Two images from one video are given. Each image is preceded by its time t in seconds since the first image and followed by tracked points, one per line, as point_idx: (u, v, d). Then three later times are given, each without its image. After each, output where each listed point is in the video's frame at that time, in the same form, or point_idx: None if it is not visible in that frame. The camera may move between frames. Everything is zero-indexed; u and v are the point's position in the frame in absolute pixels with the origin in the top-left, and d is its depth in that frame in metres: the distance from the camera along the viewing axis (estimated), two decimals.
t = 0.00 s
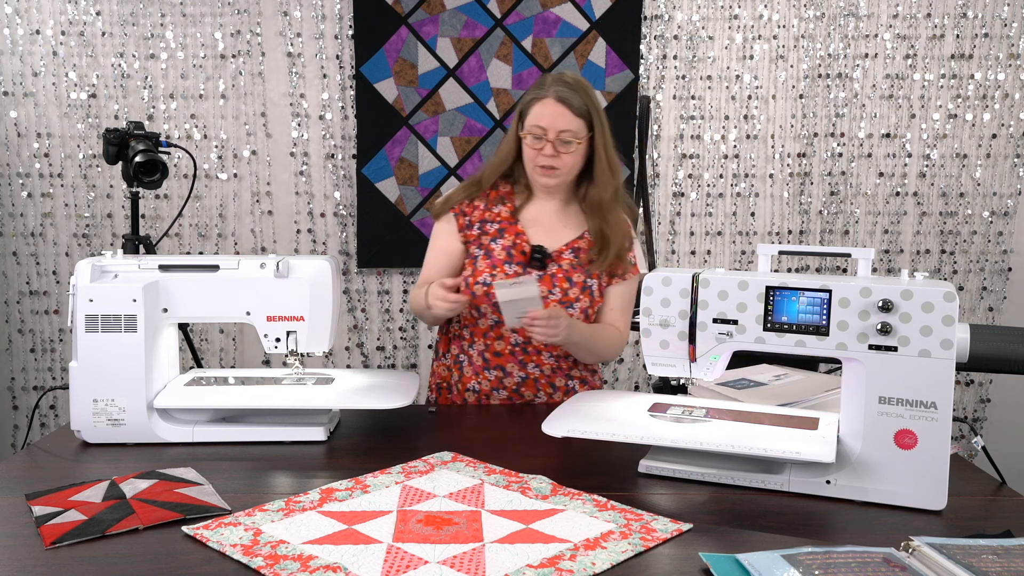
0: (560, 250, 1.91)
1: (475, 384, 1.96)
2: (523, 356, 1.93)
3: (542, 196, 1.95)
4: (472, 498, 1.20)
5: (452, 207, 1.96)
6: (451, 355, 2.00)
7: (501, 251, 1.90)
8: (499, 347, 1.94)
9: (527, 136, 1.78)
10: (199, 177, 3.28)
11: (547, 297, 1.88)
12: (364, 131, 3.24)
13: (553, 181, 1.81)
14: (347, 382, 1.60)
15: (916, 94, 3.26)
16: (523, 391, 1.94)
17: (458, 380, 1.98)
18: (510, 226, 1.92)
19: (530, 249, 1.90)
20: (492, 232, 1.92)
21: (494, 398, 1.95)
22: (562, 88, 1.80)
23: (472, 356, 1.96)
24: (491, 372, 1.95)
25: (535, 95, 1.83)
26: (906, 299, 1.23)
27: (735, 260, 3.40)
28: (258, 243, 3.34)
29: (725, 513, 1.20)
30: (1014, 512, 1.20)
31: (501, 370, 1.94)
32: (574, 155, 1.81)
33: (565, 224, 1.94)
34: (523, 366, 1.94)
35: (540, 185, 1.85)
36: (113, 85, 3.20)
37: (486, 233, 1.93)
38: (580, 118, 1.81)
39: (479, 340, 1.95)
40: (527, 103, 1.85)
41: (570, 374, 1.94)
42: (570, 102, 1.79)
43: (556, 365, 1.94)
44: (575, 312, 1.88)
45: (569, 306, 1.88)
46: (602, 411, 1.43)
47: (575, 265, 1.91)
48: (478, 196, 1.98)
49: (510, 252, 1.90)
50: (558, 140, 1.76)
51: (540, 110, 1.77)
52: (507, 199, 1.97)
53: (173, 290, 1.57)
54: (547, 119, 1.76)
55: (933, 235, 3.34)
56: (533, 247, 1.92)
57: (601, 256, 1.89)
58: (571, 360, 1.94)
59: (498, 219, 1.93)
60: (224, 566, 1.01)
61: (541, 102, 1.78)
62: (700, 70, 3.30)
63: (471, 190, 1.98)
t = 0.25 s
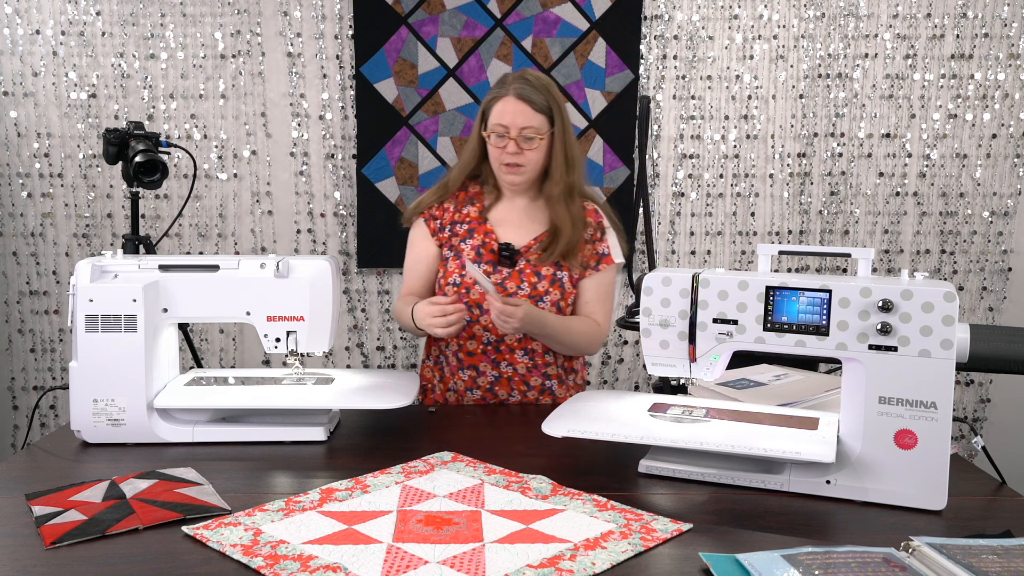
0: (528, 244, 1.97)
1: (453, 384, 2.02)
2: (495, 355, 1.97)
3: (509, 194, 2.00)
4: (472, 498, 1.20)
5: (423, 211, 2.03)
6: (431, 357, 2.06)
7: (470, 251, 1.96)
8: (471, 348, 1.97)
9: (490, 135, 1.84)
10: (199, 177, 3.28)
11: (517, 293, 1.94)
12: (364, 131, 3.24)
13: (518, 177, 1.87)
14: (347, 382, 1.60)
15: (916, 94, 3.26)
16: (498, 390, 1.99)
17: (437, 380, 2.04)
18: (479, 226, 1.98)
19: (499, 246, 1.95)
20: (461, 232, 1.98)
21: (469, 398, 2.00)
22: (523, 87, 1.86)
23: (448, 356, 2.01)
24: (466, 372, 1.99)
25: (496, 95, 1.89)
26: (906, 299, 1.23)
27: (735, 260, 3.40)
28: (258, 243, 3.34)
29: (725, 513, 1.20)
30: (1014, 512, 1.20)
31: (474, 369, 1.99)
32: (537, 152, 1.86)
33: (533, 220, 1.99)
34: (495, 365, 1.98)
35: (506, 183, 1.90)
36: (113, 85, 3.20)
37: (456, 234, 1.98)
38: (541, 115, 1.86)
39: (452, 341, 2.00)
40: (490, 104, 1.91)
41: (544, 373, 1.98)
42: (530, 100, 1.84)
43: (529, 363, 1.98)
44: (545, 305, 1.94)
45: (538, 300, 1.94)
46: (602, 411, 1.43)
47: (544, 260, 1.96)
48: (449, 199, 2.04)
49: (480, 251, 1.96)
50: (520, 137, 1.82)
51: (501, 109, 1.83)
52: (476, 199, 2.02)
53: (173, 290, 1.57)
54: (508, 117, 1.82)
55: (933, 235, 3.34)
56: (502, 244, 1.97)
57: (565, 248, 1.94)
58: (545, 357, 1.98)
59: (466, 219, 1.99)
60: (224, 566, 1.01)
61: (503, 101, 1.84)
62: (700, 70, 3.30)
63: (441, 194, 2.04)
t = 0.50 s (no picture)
0: (505, 244, 1.97)
1: (436, 387, 2.02)
2: (478, 357, 1.97)
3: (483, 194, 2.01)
4: (472, 498, 1.20)
5: (400, 216, 2.00)
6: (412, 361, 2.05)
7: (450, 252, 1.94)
8: (454, 350, 1.98)
9: (463, 133, 1.84)
10: (199, 177, 3.28)
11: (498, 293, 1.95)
12: (364, 130, 3.24)
13: (493, 175, 1.87)
14: (347, 382, 1.60)
15: (916, 94, 3.26)
16: (482, 390, 2.00)
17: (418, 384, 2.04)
18: (457, 228, 1.96)
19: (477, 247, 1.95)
20: (440, 234, 1.96)
21: (454, 399, 2.01)
22: (494, 84, 1.87)
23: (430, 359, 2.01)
24: (449, 374, 2.00)
25: (467, 94, 1.89)
26: (906, 299, 1.23)
27: (735, 260, 3.40)
28: (258, 243, 3.34)
29: (725, 513, 1.20)
30: (1014, 511, 1.20)
31: (458, 371, 1.99)
32: (510, 149, 1.87)
33: (508, 219, 1.99)
34: (479, 366, 1.98)
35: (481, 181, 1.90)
36: (113, 85, 3.20)
37: (435, 236, 1.97)
38: (513, 111, 1.87)
39: (433, 344, 1.99)
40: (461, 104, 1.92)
41: (528, 371, 2.00)
42: (502, 97, 1.86)
43: (512, 362, 1.99)
44: (526, 303, 1.95)
45: (519, 298, 1.95)
46: (601, 411, 1.43)
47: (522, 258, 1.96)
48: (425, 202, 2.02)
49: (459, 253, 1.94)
50: (493, 134, 1.83)
51: (473, 107, 1.84)
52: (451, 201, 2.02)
53: (173, 290, 1.57)
54: (481, 114, 1.83)
55: (933, 235, 3.34)
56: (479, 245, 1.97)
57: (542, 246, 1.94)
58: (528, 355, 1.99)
59: (444, 221, 1.98)
60: (224, 566, 1.01)
61: (474, 99, 1.85)
62: (700, 70, 3.30)
63: (416, 197, 2.02)
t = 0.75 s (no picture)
0: (499, 242, 1.97)
1: (432, 389, 2.01)
2: (476, 357, 1.98)
3: (474, 194, 2.00)
4: (472, 498, 1.20)
5: (390, 217, 1.98)
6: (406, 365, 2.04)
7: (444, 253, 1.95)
8: (451, 351, 1.98)
9: (456, 130, 1.83)
10: (199, 177, 3.28)
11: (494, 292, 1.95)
12: (364, 130, 3.24)
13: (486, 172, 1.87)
14: (347, 382, 1.60)
15: (917, 94, 3.26)
16: (481, 391, 1.99)
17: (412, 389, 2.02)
18: (449, 228, 1.96)
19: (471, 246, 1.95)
20: (433, 236, 1.97)
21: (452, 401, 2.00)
22: (486, 83, 1.88)
23: (425, 362, 2.00)
24: (447, 376, 1.99)
25: (459, 92, 1.90)
26: (906, 299, 1.23)
27: (735, 260, 3.40)
28: (258, 243, 3.34)
29: (725, 513, 1.20)
30: (1013, 511, 1.20)
31: (456, 372, 1.99)
32: (503, 146, 1.87)
33: (500, 218, 2.00)
34: (477, 366, 1.99)
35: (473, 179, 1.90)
36: (113, 85, 3.20)
37: (428, 238, 1.97)
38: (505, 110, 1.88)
39: (430, 345, 1.99)
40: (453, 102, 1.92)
41: (525, 369, 2.00)
42: (494, 95, 1.86)
43: (510, 361, 1.99)
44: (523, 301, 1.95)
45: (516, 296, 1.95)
46: (601, 411, 1.43)
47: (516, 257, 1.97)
48: (415, 202, 2.01)
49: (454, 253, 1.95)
50: (487, 131, 1.82)
51: (467, 104, 1.84)
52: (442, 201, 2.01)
53: (173, 290, 1.57)
54: (475, 111, 1.83)
55: (933, 235, 3.34)
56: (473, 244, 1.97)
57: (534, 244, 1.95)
58: (525, 352, 2.00)
59: (436, 222, 1.97)
60: (224, 566, 1.01)
61: (467, 97, 1.85)
62: (700, 70, 3.30)
63: (407, 197, 2.00)
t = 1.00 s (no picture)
0: (510, 241, 1.97)
1: (444, 390, 2.01)
2: (489, 359, 1.98)
3: (483, 194, 2.00)
4: (472, 498, 1.20)
5: (400, 219, 1.98)
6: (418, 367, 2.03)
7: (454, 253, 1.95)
8: (465, 352, 1.98)
9: (465, 131, 1.82)
10: (199, 177, 3.28)
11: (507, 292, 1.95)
12: (364, 130, 3.24)
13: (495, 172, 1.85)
14: (347, 382, 1.60)
15: (917, 94, 3.26)
16: (493, 393, 2.00)
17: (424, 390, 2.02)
18: (459, 228, 1.96)
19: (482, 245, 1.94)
20: (443, 236, 1.96)
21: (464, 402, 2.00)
22: (493, 82, 1.87)
23: (438, 363, 1.99)
24: (459, 377, 1.99)
25: (466, 93, 1.89)
26: (906, 299, 1.23)
27: (735, 260, 3.40)
28: (258, 243, 3.34)
29: (725, 513, 1.20)
30: (1014, 511, 1.20)
31: (469, 374, 1.98)
32: (513, 146, 1.86)
33: (511, 216, 1.99)
34: (490, 369, 1.99)
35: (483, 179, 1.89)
36: (113, 85, 3.20)
37: (438, 238, 1.97)
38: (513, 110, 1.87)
39: (443, 347, 1.98)
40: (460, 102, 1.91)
41: (537, 367, 2.01)
42: (502, 94, 1.86)
43: (523, 360, 2.00)
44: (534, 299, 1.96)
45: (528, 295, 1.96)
46: (602, 411, 1.43)
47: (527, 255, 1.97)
48: (424, 204, 2.01)
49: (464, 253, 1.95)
50: (496, 131, 1.81)
51: (475, 105, 1.83)
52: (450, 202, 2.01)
53: (173, 290, 1.57)
54: (483, 111, 1.82)
55: (933, 235, 3.34)
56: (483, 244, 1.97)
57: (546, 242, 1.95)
58: (537, 351, 2.01)
59: (445, 223, 1.98)
60: (224, 566, 1.01)
61: (475, 97, 1.85)
62: (700, 70, 3.30)
63: (416, 199, 2.01)
